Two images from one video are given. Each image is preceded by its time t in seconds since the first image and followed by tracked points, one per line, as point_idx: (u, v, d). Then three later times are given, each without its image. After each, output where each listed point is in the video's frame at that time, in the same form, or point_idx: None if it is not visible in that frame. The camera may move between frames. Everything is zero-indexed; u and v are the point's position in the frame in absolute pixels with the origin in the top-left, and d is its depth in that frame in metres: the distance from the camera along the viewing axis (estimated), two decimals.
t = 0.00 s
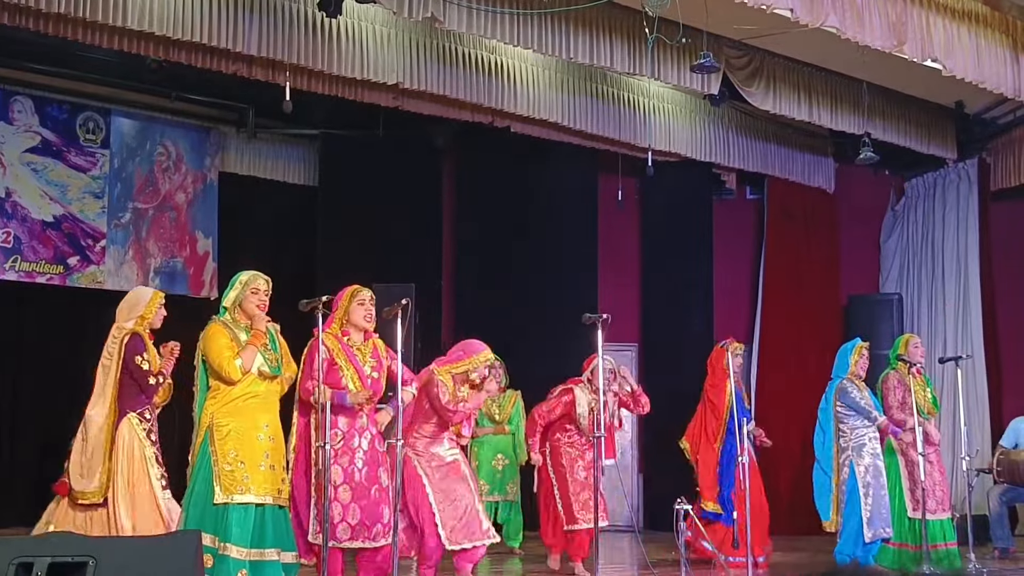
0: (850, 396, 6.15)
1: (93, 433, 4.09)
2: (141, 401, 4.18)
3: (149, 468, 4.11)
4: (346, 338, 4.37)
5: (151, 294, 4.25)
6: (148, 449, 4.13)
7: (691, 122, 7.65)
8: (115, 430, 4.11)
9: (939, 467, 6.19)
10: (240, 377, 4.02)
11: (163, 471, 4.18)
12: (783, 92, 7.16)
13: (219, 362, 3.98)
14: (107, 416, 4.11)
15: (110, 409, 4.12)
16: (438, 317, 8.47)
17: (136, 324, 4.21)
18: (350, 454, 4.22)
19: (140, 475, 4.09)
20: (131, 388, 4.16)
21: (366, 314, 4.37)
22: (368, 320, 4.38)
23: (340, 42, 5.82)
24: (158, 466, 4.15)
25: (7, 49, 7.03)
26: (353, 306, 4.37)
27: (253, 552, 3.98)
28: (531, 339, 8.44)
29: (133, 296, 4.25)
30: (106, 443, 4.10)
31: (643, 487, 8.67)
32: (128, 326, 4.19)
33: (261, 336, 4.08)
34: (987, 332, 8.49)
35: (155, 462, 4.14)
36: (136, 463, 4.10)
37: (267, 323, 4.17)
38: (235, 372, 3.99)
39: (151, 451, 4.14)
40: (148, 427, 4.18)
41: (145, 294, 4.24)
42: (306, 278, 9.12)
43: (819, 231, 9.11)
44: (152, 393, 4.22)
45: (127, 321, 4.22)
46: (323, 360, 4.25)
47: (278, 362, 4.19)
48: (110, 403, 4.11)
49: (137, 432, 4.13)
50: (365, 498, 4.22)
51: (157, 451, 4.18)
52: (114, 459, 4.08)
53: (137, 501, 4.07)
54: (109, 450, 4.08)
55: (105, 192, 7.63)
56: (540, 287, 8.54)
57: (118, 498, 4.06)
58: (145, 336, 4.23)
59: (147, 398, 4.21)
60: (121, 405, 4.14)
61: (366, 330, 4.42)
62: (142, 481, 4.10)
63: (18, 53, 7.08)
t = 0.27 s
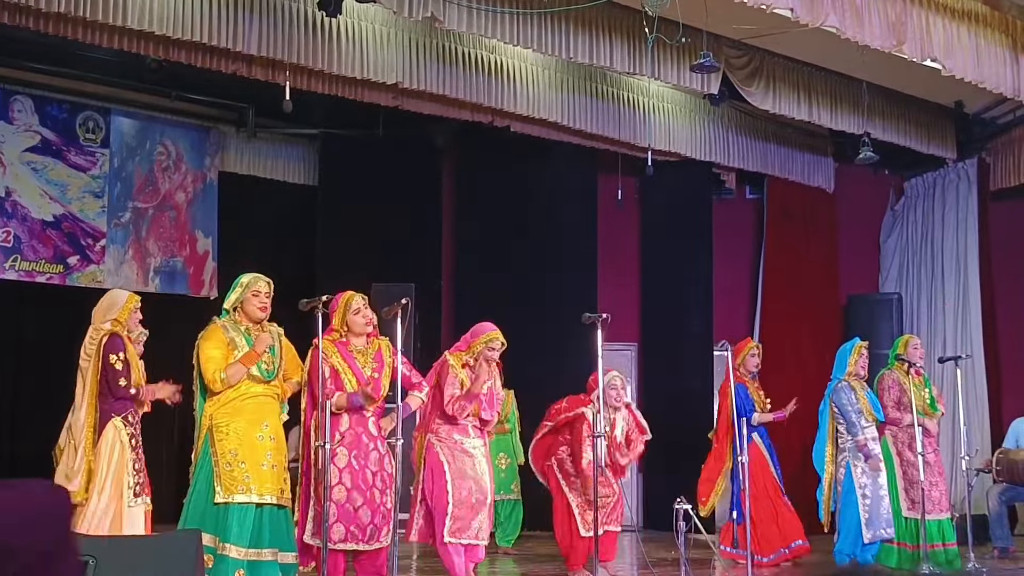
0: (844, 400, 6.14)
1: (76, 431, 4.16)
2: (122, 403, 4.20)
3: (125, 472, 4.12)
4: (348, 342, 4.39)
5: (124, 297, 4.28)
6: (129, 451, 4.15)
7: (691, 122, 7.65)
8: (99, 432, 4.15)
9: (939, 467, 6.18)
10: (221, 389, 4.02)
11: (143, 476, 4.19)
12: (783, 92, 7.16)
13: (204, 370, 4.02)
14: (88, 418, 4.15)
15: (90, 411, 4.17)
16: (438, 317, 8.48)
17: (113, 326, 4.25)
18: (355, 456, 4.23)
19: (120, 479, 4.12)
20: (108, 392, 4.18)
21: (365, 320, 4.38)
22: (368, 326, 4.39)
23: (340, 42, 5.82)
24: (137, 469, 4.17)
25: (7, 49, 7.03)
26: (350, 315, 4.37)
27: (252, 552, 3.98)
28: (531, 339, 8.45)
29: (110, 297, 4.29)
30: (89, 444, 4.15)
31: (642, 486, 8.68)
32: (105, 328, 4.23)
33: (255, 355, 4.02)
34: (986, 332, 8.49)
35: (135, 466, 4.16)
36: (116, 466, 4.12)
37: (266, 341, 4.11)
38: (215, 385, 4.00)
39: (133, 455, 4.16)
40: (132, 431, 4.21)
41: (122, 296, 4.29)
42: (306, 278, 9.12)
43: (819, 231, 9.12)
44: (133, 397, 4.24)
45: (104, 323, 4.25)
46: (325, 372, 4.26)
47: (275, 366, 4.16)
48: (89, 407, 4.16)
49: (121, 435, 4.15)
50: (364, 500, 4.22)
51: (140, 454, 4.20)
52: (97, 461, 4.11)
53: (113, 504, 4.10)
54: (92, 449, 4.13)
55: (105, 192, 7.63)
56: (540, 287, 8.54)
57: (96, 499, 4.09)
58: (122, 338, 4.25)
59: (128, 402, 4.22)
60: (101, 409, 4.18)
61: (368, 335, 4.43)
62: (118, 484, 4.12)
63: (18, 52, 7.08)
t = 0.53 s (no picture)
0: (837, 398, 6.12)
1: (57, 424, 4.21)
2: (102, 398, 4.21)
3: (101, 468, 4.13)
4: (347, 337, 4.36)
5: (110, 291, 4.34)
6: (103, 447, 4.16)
7: (690, 121, 7.65)
8: (77, 426, 4.19)
9: (939, 466, 6.20)
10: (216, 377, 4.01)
11: (119, 472, 4.19)
12: (782, 91, 7.17)
13: (207, 355, 4.01)
14: (67, 413, 4.20)
15: (72, 406, 4.22)
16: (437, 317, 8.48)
17: (97, 321, 4.29)
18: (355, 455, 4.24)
19: (92, 474, 4.13)
20: (87, 387, 4.21)
21: (362, 311, 4.38)
22: (365, 317, 4.38)
23: (338, 41, 5.82)
24: (112, 466, 4.17)
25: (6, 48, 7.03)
26: (349, 305, 4.37)
27: (248, 549, 3.98)
28: (530, 339, 8.45)
29: (97, 294, 4.36)
30: (67, 437, 4.19)
31: (642, 486, 8.68)
32: (88, 323, 4.27)
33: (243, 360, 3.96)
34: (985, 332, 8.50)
35: (109, 463, 4.16)
36: (90, 460, 4.14)
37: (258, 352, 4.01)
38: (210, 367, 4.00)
39: (108, 451, 4.17)
40: (111, 426, 4.21)
41: (107, 293, 4.34)
42: (305, 278, 9.12)
43: (818, 231, 9.13)
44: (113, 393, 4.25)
45: (91, 317, 4.31)
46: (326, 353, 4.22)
47: (275, 360, 4.16)
48: (68, 401, 4.21)
49: (97, 430, 4.16)
50: (362, 498, 4.22)
51: (116, 451, 4.20)
52: (72, 455, 4.14)
53: (84, 499, 4.12)
54: (70, 442, 4.17)
55: (104, 191, 7.63)
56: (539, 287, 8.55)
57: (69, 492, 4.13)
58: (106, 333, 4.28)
59: (108, 397, 4.24)
60: (79, 404, 4.21)
61: (366, 327, 4.42)
62: (95, 479, 4.13)
63: (17, 52, 7.08)
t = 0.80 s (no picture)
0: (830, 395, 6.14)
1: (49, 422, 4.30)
2: (87, 397, 4.25)
3: (83, 466, 4.16)
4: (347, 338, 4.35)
5: (99, 288, 4.34)
6: (87, 445, 4.18)
7: (689, 121, 7.65)
8: (64, 424, 4.24)
9: (938, 465, 6.20)
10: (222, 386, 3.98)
11: (105, 470, 4.21)
12: (781, 91, 7.17)
13: (207, 354, 4.02)
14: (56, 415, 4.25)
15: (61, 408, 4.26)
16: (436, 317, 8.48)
17: (81, 322, 4.32)
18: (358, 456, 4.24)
19: (75, 473, 4.16)
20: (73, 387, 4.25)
21: (364, 311, 4.38)
22: (366, 316, 4.39)
23: (337, 40, 5.82)
24: (96, 464, 4.19)
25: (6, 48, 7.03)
26: (351, 305, 4.38)
27: (245, 550, 3.98)
28: (530, 338, 8.46)
29: (87, 292, 4.37)
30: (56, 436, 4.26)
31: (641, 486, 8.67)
32: (73, 324, 4.31)
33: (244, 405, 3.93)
34: (984, 331, 8.51)
35: (93, 461, 4.18)
36: (75, 459, 4.18)
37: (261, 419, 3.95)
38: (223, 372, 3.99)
39: (92, 449, 4.19)
40: (95, 424, 4.23)
41: (96, 292, 4.35)
42: (304, 277, 9.12)
43: (817, 231, 9.13)
44: (99, 390, 4.27)
45: (78, 318, 4.34)
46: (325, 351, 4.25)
47: (273, 362, 4.17)
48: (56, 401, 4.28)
49: (80, 428, 4.20)
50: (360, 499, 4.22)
51: (101, 449, 4.22)
52: (58, 453, 4.20)
53: (69, 497, 4.16)
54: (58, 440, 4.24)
55: (103, 190, 7.63)
56: (539, 287, 8.54)
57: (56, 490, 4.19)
58: (86, 334, 4.30)
59: (93, 396, 4.26)
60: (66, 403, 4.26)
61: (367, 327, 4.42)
62: (78, 477, 4.16)
63: (16, 51, 7.07)
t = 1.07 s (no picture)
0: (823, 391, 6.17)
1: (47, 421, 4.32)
2: (80, 394, 4.25)
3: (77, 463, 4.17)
4: (348, 336, 4.37)
5: (89, 285, 4.34)
6: (80, 443, 4.19)
7: (688, 120, 7.66)
8: (60, 423, 4.25)
9: (938, 465, 6.20)
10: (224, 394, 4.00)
11: (98, 467, 4.21)
12: (781, 90, 7.17)
13: (208, 363, 4.00)
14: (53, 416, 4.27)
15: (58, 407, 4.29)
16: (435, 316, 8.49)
17: (69, 321, 4.30)
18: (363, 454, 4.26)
19: (70, 470, 4.18)
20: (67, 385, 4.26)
21: (365, 309, 4.38)
22: (367, 315, 4.39)
23: (337, 39, 5.83)
24: (89, 461, 4.19)
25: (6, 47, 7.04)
26: (352, 303, 4.38)
27: (245, 548, 3.98)
28: (529, 337, 8.46)
29: (78, 289, 4.38)
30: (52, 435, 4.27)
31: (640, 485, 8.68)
32: (62, 323, 4.30)
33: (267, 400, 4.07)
34: (983, 330, 8.53)
35: (86, 458, 4.19)
36: (69, 457, 4.19)
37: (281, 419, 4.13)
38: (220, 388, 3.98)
39: (84, 447, 4.19)
40: (89, 422, 4.24)
41: (83, 288, 4.34)
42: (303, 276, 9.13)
43: (815, 230, 9.14)
44: (92, 387, 4.27)
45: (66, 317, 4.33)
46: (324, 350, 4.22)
47: (273, 361, 4.17)
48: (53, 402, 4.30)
49: (74, 426, 4.21)
50: (359, 497, 4.23)
51: (94, 446, 4.22)
52: (53, 451, 4.22)
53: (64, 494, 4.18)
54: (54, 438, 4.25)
55: (102, 189, 7.63)
56: (538, 286, 8.54)
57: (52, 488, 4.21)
58: (75, 332, 4.29)
59: (86, 393, 4.26)
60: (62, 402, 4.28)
61: (367, 325, 4.42)
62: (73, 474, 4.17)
63: (16, 50, 7.06)
